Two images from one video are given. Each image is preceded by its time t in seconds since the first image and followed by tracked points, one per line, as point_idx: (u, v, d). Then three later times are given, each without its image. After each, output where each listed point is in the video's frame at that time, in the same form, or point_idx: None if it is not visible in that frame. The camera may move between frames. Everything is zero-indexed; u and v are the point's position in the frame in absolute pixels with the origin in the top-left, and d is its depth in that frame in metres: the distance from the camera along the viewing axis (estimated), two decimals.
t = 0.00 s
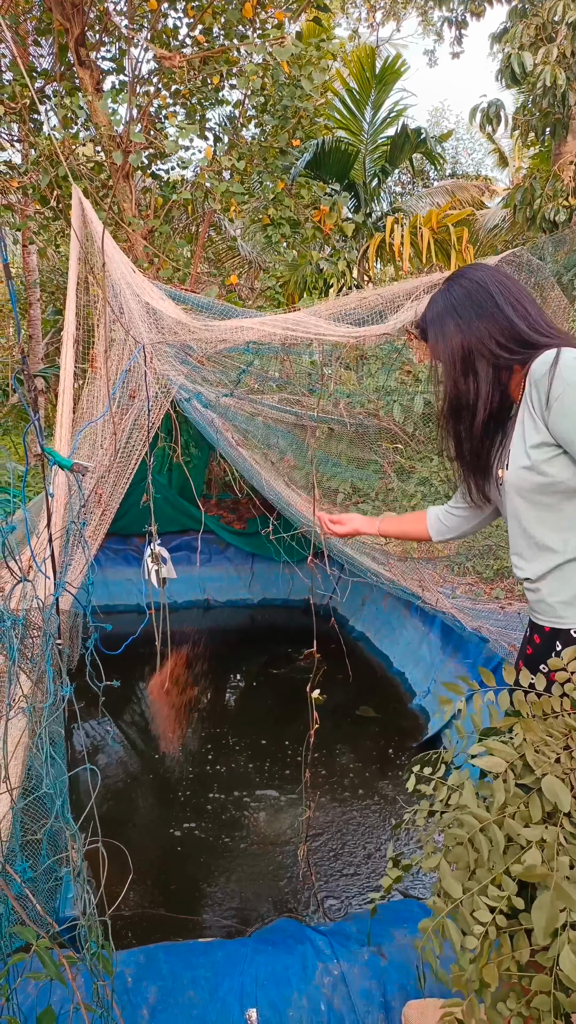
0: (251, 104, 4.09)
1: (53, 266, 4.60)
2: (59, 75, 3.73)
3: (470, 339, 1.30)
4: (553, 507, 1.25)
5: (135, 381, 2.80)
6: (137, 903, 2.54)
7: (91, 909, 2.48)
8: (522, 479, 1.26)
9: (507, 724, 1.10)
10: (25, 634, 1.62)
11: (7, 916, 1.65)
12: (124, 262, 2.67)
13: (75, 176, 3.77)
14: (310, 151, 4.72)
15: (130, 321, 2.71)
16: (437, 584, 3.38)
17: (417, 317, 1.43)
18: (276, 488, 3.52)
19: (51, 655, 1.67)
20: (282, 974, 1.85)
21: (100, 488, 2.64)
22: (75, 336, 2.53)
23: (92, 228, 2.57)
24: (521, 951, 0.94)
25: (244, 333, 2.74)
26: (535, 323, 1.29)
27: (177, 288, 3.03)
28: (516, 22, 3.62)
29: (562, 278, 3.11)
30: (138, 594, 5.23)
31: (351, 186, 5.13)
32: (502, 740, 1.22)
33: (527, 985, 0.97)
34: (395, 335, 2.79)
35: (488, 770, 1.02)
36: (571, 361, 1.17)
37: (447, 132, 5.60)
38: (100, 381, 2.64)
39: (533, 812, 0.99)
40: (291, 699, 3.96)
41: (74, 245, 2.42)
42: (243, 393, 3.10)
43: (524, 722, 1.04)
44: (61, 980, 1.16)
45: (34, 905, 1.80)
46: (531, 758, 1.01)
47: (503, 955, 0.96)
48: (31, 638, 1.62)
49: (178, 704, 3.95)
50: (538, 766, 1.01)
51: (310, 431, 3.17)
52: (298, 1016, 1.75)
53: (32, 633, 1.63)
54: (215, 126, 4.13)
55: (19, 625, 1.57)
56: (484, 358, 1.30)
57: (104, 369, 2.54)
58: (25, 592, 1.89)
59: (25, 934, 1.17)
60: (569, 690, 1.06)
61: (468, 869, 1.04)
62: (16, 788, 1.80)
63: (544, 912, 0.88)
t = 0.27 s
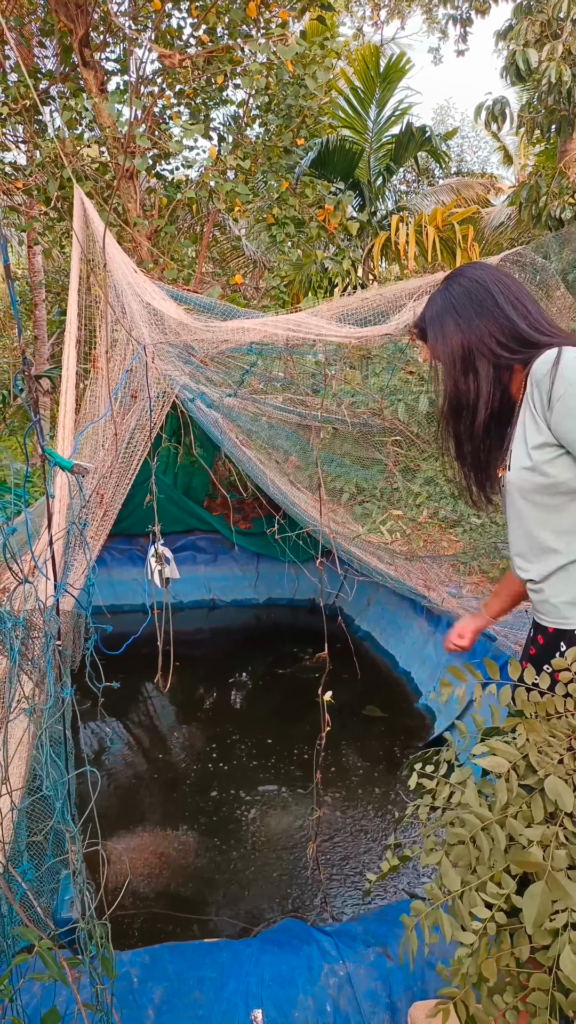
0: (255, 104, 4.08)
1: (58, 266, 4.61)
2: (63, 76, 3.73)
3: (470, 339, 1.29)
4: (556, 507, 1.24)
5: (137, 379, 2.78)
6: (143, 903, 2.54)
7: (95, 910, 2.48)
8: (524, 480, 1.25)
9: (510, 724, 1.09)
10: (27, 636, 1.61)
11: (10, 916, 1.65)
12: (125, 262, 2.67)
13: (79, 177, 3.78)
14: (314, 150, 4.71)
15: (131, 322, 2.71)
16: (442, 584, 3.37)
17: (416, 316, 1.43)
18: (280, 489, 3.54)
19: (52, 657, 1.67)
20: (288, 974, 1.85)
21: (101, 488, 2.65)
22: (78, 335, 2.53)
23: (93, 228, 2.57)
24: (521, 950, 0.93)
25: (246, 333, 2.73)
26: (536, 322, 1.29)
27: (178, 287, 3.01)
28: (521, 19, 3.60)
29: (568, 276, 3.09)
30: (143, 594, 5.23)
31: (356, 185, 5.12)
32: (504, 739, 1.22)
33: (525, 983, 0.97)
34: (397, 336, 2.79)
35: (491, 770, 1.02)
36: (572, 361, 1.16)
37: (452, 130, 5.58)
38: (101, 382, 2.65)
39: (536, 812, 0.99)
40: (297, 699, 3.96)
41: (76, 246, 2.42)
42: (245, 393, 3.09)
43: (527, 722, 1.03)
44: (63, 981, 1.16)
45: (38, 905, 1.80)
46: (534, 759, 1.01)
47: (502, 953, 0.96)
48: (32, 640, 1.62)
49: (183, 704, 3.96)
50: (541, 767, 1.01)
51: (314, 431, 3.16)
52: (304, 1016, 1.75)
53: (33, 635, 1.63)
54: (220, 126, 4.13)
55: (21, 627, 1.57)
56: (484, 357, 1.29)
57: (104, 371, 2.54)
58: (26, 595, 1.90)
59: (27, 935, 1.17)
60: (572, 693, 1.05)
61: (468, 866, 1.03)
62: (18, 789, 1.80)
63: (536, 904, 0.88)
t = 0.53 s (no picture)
0: (251, 104, 4.08)
1: (54, 267, 4.61)
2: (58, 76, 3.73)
3: (463, 339, 1.30)
4: (547, 508, 1.24)
5: (130, 382, 2.81)
6: (140, 903, 2.54)
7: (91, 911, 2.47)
8: (514, 481, 1.25)
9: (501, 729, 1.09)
10: (16, 636, 1.61)
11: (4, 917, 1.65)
12: (120, 262, 2.68)
13: (75, 176, 3.77)
14: (310, 150, 4.71)
15: (124, 322, 2.71)
16: (439, 584, 3.37)
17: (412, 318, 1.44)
18: (277, 490, 3.55)
19: (43, 657, 1.67)
20: (285, 975, 1.85)
21: (92, 488, 2.64)
22: (68, 335, 2.54)
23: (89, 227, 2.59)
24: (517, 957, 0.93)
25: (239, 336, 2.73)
26: (530, 323, 1.29)
27: (170, 288, 3.00)
28: (517, 19, 3.59)
29: (563, 276, 3.09)
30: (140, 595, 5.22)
31: (352, 185, 5.12)
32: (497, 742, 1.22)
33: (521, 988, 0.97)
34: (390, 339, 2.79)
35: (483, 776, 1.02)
36: (558, 362, 1.15)
37: (448, 130, 5.58)
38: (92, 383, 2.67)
39: (528, 817, 0.99)
40: (294, 699, 3.96)
41: (69, 245, 2.43)
42: (239, 394, 3.08)
43: (518, 726, 1.03)
44: (57, 982, 1.17)
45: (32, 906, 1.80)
46: (524, 763, 1.00)
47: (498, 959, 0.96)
48: (23, 641, 1.61)
49: (180, 705, 3.95)
50: (531, 771, 1.01)
51: (310, 432, 3.15)
52: (301, 1017, 1.75)
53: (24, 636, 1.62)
54: (216, 126, 4.13)
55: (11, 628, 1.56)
56: (477, 357, 1.30)
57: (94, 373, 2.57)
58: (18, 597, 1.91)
59: (21, 937, 1.18)
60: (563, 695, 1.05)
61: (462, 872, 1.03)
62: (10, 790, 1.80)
63: (537, 916, 0.87)
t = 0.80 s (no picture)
0: (252, 104, 4.08)
1: (54, 266, 4.61)
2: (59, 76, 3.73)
3: (470, 341, 1.30)
4: (548, 508, 1.23)
5: (129, 380, 2.80)
6: (139, 903, 2.54)
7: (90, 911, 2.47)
8: (515, 480, 1.25)
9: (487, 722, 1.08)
10: (15, 636, 1.60)
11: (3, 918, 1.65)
12: (119, 263, 2.68)
13: (75, 176, 3.77)
14: (311, 149, 4.71)
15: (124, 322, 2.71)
16: (438, 584, 3.37)
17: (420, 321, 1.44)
18: (277, 490, 3.55)
19: (42, 657, 1.67)
20: (283, 975, 1.85)
21: (91, 488, 2.63)
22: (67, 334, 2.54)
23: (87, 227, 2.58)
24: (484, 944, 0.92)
25: (239, 336, 2.75)
26: (537, 324, 1.28)
27: (169, 286, 2.99)
28: (517, 18, 3.59)
29: (564, 276, 3.09)
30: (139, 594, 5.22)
31: (353, 184, 5.12)
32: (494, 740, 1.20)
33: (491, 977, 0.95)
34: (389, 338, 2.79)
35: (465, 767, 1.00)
36: (557, 361, 1.15)
37: (449, 130, 5.58)
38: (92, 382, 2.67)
39: (502, 808, 0.97)
40: (294, 699, 3.95)
41: (68, 246, 2.43)
42: (239, 394, 3.08)
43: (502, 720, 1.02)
44: (56, 982, 1.16)
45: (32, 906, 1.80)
46: (500, 755, 0.99)
47: (467, 945, 0.96)
48: (21, 640, 1.61)
49: (180, 704, 3.95)
50: (508, 764, 0.99)
51: (309, 432, 3.15)
52: (299, 1017, 1.75)
53: (22, 635, 1.62)
54: (216, 126, 4.13)
55: (9, 627, 1.55)
56: (484, 359, 1.29)
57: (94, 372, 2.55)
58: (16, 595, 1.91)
59: (19, 937, 1.17)
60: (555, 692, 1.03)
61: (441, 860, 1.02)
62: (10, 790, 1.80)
63: (486, 899, 0.88)
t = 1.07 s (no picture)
0: (255, 105, 4.09)
1: (56, 267, 4.61)
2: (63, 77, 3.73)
3: (478, 340, 1.29)
4: (555, 509, 1.23)
5: (131, 381, 2.81)
6: (141, 902, 2.55)
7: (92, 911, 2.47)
8: (522, 481, 1.25)
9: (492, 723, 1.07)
10: (17, 636, 1.60)
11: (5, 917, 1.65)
12: (120, 262, 2.67)
13: (78, 177, 3.78)
14: (313, 150, 4.71)
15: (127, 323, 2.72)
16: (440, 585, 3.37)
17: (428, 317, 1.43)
18: (279, 491, 3.55)
19: (44, 656, 1.67)
20: (285, 975, 1.85)
21: (94, 488, 2.64)
22: (70, 335, 2.53)
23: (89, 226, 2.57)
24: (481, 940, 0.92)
25: (242, 337, 2.75)
26: (545, 322, 1.27)
27: (170, 287, 3.00)
28: (520, 19, 3.59)
29: (567, 277, 3.09)
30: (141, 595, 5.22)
31: (355, 185, 5.13)
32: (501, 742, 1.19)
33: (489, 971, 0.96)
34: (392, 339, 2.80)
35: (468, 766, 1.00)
36: (565, 361, 1.15)
37: (451, 131, 5.59)
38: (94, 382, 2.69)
39: (505, 809, 0.97)
40: (296, 700, 3.95)
41: (70, 248, 2.42)
42: (241, 395, 3.09)
43: (508, 722, 1.02)
44: (58, 982, 1.16)
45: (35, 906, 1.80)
46: (504, 756, 0.99)
47: (465, 940, 0.96)
48: (23, 639, 1.61)
49: (182, 705, 3.95)
50: (511, 765, 0.99)
51: (311, 433, 3.15)
52: (301, 1017, 1.75)
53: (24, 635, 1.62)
54: (219, 127, 4.14)
55: (12, 627, 1.55)
56: (492, 358, 1.29)
57: (95, 370, 2.57)
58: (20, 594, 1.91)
59: (21, 936, 1.17)
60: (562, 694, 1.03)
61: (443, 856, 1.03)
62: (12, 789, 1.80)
63: (469, 883, 0.88)
